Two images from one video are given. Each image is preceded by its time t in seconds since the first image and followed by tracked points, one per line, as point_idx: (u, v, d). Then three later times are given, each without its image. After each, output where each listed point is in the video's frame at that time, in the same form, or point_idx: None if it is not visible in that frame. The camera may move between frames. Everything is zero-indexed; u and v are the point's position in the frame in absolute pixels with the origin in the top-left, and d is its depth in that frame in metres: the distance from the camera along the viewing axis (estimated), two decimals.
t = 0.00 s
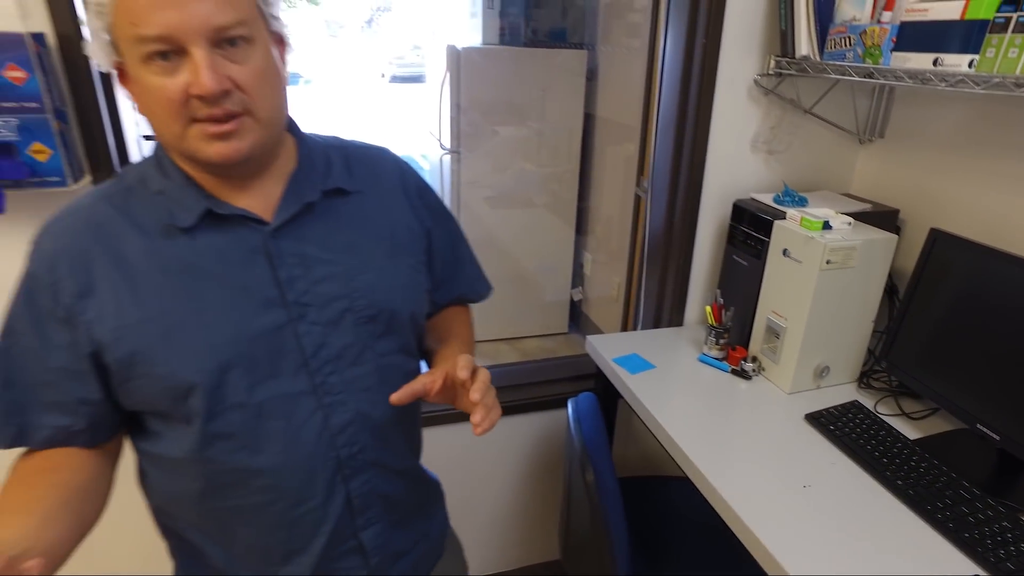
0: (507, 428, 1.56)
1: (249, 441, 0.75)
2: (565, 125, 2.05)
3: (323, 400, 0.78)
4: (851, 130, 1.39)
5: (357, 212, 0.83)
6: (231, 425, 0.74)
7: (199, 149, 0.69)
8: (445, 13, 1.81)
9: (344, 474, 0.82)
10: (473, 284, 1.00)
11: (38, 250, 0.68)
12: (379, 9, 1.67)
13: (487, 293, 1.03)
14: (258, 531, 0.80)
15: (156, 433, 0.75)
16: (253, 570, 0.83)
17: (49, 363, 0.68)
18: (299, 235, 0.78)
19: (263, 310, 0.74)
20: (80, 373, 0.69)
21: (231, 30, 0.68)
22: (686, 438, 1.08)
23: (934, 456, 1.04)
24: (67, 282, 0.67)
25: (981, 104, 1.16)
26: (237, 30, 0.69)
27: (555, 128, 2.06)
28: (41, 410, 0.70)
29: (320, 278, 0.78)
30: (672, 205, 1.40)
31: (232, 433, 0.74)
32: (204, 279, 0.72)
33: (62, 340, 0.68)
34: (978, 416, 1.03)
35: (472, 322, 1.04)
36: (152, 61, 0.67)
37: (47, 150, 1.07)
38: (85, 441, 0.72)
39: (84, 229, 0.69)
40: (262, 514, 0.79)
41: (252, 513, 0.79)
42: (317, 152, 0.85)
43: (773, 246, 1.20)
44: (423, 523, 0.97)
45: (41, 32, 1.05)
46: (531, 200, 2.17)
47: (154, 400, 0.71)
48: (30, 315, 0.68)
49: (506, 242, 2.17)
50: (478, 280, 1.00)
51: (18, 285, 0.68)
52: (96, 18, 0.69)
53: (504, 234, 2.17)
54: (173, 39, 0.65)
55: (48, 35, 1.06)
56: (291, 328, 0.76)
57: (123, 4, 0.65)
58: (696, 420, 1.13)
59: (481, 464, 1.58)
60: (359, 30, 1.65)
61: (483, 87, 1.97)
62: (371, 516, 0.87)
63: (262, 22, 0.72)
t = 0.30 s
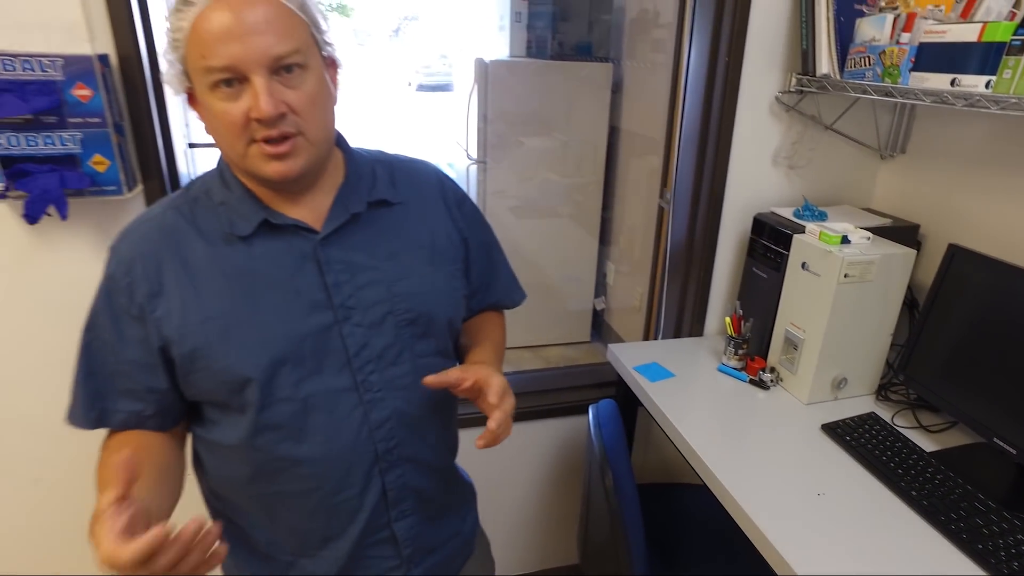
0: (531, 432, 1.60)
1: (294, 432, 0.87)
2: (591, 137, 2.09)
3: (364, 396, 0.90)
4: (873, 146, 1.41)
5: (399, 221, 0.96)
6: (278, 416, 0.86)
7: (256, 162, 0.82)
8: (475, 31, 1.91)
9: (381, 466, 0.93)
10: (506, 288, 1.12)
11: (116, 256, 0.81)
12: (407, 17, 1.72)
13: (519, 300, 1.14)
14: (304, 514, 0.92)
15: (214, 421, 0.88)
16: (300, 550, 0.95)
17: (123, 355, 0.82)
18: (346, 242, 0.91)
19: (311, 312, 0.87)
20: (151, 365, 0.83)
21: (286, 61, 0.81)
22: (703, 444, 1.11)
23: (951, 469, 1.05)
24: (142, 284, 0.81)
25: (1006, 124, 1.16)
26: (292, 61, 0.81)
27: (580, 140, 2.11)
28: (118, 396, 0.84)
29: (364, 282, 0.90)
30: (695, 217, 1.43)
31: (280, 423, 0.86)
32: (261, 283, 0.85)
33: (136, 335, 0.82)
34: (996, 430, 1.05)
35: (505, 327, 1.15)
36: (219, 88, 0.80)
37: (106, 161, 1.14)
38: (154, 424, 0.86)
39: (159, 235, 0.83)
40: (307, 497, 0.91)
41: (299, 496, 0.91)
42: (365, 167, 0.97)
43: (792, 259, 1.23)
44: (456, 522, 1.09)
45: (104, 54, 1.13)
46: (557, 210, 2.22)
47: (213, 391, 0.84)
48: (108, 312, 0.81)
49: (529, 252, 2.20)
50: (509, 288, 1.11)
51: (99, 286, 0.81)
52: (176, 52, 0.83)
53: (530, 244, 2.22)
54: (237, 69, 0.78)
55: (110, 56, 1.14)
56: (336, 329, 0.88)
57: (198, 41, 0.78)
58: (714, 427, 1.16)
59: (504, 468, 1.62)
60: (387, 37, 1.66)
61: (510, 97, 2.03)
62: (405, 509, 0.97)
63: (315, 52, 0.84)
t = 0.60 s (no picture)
0: (546, 434, 1.65)
1: (320, 417, 0.94)
2: (612, 149, 2.14)
3: (387, 387, 0.96)
4: (885, 160, 1.43)
5: (425, 224, 1.03)
6: (305, 402, 0.93)
7: (292, 171, 0.89)
8: (500, 42, 1.90)
9: (400, 453, 0.99)
10: (530, 289, 1.17)
11: (169, 251, 0.91)
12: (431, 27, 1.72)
13: (544, 300, 1.19)
14: (326, 497, 0.99)
15: (248, 406, 0.96)
16: (323, 529, 1.02)
17: (167, 340, 0.91)
18: (375, 244, 0.98)
19: (341, 308, 0.93)
20: (192, 351, 0.91)
21: (324, 81, 0.88)
22: (708, 447, 1.15)
23: (953, 478, 1.07)
24: (189, 276, 0.89)
25: (1014, 141, 1.18)
26: (330, 81, 0.89)
27: (600, 151, 2.16)
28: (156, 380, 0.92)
29: (391, 281, 0.97)
30: (709, 228, 1.47)
31: (308, 408, 0.93)
32: (297, 279, 0.92)
33: (179, 322, 0.90)
34: (999, 441, 1.06)
35: (532, 324, 1.20)
36: (263, 104, 0.88)
37: (150, 171, 1.23)
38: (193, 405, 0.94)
39: (205, 234, 0.91)
40: (331, 481, 0.98)
41: (322, 478, 0.97)
42: (395, 174, 1.04)
43: (800, 271, 1.27)
44: (470, 512, 1.14)
45: (152, 72, 1.23)
46: (576, 220, 2.26)
47: (248, 376, 0.91)
48: (158, 301, 0.90)
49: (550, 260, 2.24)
50: (534, 288, 1.17)
51: (153, 275, 0.91)
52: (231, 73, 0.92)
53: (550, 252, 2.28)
54: (280, 87, 0.86)
55: (156, 74, 1.24)
56: (364, 323, 0.95)
57: (248, 63, 0.87)
58: (720, 431, 1.20)
59: (520, 468, 1.67)
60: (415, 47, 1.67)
61: (532, 108, 2.07)
62: (421, 495, 1.04)
63: (352, 74, 0.92)
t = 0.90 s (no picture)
0: (567, 439, 1.68)
1: (350, 413, 0.99)
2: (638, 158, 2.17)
3: (413, 387, 1.01)
4: (909, 173, 1.44)
5: (454, 232, 1.08)
6: (336, 399, 0.98)
7: (352, 177, 0.95)
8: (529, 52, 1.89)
9: (424, 450, 1.04)
10: (553, 298, 1.22)
11: (214, 253, 0.97)
12: (464, 33, 1.68)
13: (564, 315, 1.23)
14: (354, 490, 1.04)
15: (282, 401, 1.02)
16: (349, 521, 1.07)
17: (214, 336, 0.96)
18: (407, 251, 1.03)
19: (373, 311, 0.98)
20: (236, 347, 0.97)
21: (383, 94, 0.95)
22: (726, 453, 1.17)
23: (974, 492, 1.07)
24: (233, 278, 0.95)
25: None
26: (388, 95, 0.96)
27: (626, 161, 2.19)
28: (207, 371, 0.98)
29: (421, 286, 1.02)
30: (730, 238, 1.49)
31: (339, 405, 0.99)
32: (332, 283, 0.97)
33: (224, 320, 0.96)
34: (1021, 456, 1.06)
35: (553, 337, 1.23)
36: (327, 115, 0.93)
37: (192, 177, 1.30)
38: (232, 398, 1.00)
39: (248, 239, 0.97)
40: (359, 475, 1.02)
41: (350, 471, 1.02)
42: (427, 184, 1.10)
43: (821, 282, 1.28)
44: (490, 510, 1.18)
45: (196, 84, 1.30)
46: (602, 228, 2.28)
47: (284, 373, 0.97)
48: (205, 299, 0.96)
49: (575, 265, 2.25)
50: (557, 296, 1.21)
51: (200, 276, 0.97)
52: (285, 87, 0.97)
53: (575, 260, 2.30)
54: (345, 99, 0.93)
55: (200, 86, 1.31)
56: (394, 326, 1.00)
57: (313, 76, 0.93)
58: (738, 438, 1.22)
59: (541, 471, 1.70)
60: (449, 52, 1.64)
61: (557, 117, 2.08)
62: (443, 492, 1.08)
63: (402, 89, 1.00)
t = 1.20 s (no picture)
0: (595, 443, 1.68)
1: (382, 412, 1.02)
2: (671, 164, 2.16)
3: (445, 388, 1.03)
4: (951, 181, 1.41)
5: (486, 237, 1.10)
6: (369, 398, 1.02)
7: (393, 184, 0.98)
8: (564, 58, 1.90)
9: (454, 450, 1.06)
10: (583, 303, 1.23)
11: (253, 254, 1.01)
12: (499, 38, 1.70)
13: (593, 316, 1.24)
14: (385, 486, 1.07)
15: (318, 399, 1.06)
16: (379, 518, 1.10)
17: (252, 336, 1.01)
18: (440, 254, 1.06)
19: (406, 313, 1.01)
20: (273, 345, 1.01)
21: (426, 104, 0.99)
22: (756, 462, 1.16)
23: (1015, 509, 1.04)
24: (271, 278, 0.99)
25: None
26: (431, 106, 0.99)
27: (659, 165, 2.18)
28: (244, 370, 1.03)
29: (453, 289, 1.04)
30: (763, 245, 1.48)
31: (372, 404, 1.02)
32: (368, 285, 1.01)
33: (262, 319, 1.00)
34: None
35: (580, 340, 1.25)
36: (371, 123, 0.97)
37: (236, 178, 1.35)
38: (270, 395, 1.04)
39: (289, 240, 1.01)
40: (390, 472, 1.05)
41: (381, 469, 1.05)
42: (461, 188, 1.12)
43: (856, 291, 1.27)
44: (517, 511, 1.20)
45: (242, 89, 1.35)
46: (634, 234, 2.26)
47: (319, 371, 1.01)
48: (244, 299, 1.00)
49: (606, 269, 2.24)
50: (587, 302, 1.22)
51: (239, 276, 1.01)
52: (329, 92, 1.00)
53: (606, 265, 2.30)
54: (391, 108, 0.96)
55: (246, 91, 1.36)
56: (426, 328, 1.02)
57: (359, 85, 0.96)
58: (769, 446, 1.21)
59: (568, 475, 1.71)
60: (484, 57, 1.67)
61: (593, 122, 2.07)
62: (472, 492, 1.10)
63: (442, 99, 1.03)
